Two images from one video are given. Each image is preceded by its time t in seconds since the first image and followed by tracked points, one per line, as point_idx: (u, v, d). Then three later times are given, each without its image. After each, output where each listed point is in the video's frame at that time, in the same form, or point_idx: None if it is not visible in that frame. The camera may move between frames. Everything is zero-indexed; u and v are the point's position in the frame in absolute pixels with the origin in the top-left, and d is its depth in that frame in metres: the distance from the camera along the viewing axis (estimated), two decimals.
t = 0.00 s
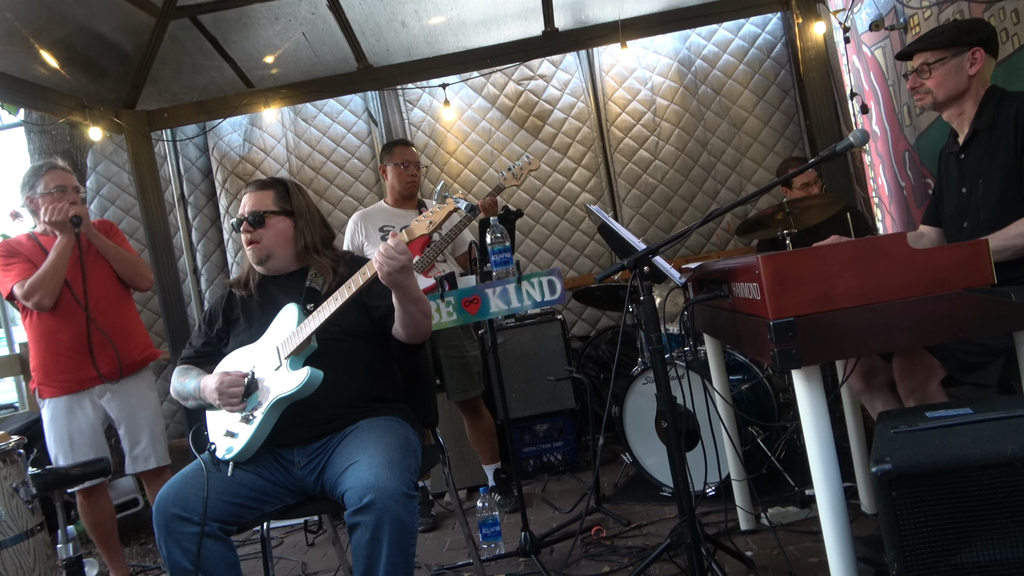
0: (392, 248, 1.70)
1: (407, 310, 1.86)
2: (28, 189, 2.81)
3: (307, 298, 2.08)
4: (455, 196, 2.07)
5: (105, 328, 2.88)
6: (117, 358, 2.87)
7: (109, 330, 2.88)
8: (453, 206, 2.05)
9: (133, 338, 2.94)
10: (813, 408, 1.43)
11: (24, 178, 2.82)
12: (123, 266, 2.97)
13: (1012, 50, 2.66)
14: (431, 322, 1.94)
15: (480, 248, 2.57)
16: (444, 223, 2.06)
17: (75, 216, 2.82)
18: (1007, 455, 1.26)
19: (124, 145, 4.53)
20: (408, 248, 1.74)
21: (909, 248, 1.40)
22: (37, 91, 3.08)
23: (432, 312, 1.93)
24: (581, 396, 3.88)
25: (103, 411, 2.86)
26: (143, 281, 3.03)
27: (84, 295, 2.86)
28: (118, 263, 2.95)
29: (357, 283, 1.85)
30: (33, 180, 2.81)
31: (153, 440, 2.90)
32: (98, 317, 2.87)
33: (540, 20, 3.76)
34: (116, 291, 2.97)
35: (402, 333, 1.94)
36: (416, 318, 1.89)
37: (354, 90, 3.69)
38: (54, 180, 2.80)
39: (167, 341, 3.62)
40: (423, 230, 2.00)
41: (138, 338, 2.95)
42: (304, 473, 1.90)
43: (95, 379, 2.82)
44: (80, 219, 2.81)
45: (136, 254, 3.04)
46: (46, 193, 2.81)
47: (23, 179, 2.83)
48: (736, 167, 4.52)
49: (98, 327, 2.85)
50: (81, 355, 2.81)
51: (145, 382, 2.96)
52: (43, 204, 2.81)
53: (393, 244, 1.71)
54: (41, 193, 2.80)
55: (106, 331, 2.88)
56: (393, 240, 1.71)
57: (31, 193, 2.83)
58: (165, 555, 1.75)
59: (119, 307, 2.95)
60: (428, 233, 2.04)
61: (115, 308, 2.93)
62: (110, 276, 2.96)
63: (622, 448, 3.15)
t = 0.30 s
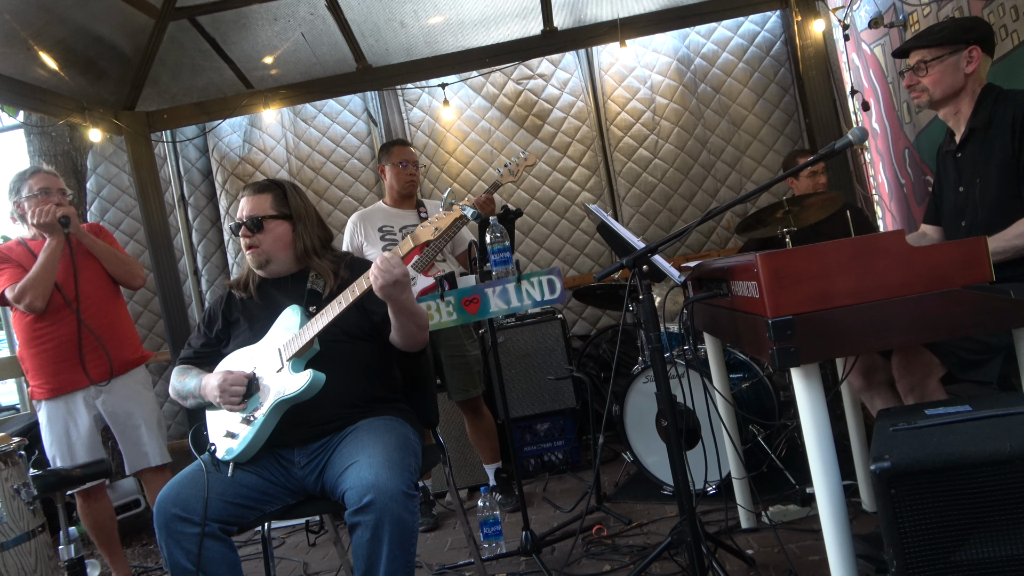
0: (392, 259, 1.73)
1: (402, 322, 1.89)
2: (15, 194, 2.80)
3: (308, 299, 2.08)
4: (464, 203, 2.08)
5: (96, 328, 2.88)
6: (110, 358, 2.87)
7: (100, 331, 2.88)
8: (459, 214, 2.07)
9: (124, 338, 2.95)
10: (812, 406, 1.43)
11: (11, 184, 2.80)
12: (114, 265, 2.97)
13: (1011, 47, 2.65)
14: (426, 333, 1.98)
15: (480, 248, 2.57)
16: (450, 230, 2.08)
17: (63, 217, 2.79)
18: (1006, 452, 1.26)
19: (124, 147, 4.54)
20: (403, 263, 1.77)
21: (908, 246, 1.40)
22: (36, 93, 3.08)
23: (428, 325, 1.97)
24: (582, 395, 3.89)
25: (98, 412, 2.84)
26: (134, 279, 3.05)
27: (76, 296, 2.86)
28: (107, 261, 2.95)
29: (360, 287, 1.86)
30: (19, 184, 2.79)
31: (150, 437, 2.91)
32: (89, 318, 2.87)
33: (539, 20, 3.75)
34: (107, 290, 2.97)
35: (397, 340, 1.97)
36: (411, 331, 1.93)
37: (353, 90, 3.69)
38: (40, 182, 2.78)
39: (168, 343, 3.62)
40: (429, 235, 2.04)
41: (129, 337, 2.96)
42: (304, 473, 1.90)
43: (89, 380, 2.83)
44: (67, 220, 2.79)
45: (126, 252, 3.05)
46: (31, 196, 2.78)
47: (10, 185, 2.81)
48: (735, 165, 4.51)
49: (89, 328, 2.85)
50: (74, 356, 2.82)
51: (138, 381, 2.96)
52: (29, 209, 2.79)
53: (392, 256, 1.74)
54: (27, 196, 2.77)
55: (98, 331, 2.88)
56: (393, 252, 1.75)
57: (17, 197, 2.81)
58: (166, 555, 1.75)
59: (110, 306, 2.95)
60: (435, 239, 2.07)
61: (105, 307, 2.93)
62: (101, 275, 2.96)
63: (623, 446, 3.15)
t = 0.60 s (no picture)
0: (385, 264, 1.73)
1: (398, 331, 1.91)
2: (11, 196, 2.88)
3: (311, 299, 2.08)
4: (467, 203, 2.06)
5: (88, 323, 2.87)
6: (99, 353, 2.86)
7: (91, 326, 2.88)
8: (462, 214, 2.04)
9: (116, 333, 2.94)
10: (814, 406, 1.43)
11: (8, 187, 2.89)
12: (107, 258, 2.96)
13: (1014, 48, 2.64)
14: (422, 342, 2.00)
15: (483, 248, 2.57)
16: (452, 229, 2.07)
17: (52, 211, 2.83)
18: (1008, 452, 1.26)
19: (128, 147, 4.55)
20: (398, 269, 1.77)
21: (912, 246, 1.40)
22: (39, 94, 3.09)
23: (425, 333, 1.98)
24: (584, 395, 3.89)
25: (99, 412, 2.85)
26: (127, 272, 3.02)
27: (67, 290, 2.87)
28: (101, 255, 2.94)
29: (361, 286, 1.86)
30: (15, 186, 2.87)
31: (151, 437, 2.92)
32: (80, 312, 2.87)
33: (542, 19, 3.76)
34: (100, 284, 2.97)
35: (395, 346, 1.99)
36: (408, 339, 1.95)
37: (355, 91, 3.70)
38: (31, 182, 2.84)
39: (172, 343, 3.63)
40: (431, 237, 2.04)
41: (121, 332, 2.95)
42: (307, 473, 1.91)
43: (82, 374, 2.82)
44: (56, 213, 2.85)
45: (120, 246, 3.04)
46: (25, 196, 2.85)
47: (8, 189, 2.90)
48: (738, 166, 4.51)
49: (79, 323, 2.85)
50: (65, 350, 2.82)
51: (138, 380, 2.96)
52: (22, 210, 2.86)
53: (383, 262, 1.74)
54: (20, 195, 2.84)
55: (89, 327, 2.88)
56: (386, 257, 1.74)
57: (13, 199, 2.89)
58: (170, 555, 1.76)
59: (103, 300, 2.95)
60: (437, 239, 2.07)
61: (98, 301, 2.93)
62: (95, 269, 2.96)
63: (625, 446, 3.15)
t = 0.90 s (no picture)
0: (387, 266, 1.73)
1: (400, 329, 1.92)
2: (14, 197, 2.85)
3: (313, 300, 2.09)
4: (467, 203, 2.06)
5: (85, 326, 2.87)
6: (95, 357, 2.86)
7: (88, 330, 2.87)
8: (463, 214, 2.06)
9: (113, 336, 2.92)
10: (816, 407, 1.43)
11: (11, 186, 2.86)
12: (105, 263, 2.95)
13: (1016, 48, 2.63)
14: (426, 340, 2.00)
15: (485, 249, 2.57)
16: (454, 229, 2.07)
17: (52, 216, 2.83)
18: (1011, 453, 1.26)
19: (130, 149, 4.56)
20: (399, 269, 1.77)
21: (914, 246, 1.40)
22: (41, 95, 3.09)
23: (429, 332, 1.98)
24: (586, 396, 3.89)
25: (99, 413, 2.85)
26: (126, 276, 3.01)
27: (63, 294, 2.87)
28: (99, 258, 2.94)
29: (362, 286, 1.86)
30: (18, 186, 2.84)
31: (151, 439, 2.91)
32: (77, 316, 2.87)
33: (543, 21, 3.74)
34: (99, 288, 2.97)
35: (397, 347, 1.99)
36: (410, 339, 1.95)
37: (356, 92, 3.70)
38: (36, 185, 2.82)
39: (174, 344, 3.63)
40: (432, 237, 2.04)
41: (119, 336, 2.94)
42: (310, 474, 1.91)
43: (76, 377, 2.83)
44: (56, 217, 2.86)
45: (120, 250, 3.03)
46: (29, 198, 2.84)
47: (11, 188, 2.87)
48: (740, 166, 4.51)
49: (76, 327, 2.85)
50: (60, 354, 2.82)
51: (138, 381, 2.95)
52: (26, 211, 2.84)
53: (386, 262, 1.74)
54: (22, 199, 2.83)
55: (84, 330, 2.87)
56: (387, 259, 1.74)
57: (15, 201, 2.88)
58: (173, 556, 1.76)
59: (100, 304, 2.94)
60: (439, 239, 2.06)
61: (97, 305, 2.93)
62: (94, 273, 2.97)
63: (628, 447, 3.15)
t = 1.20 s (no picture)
0: (390, 267, 1.73)
1: (404, 329, 1.91)
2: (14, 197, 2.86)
3: (317, 300, 2.09)
4: (469, 203, 2.06)
5: (89, 328, 2.88)
6: (100, 358, 2.86)
7: (92, 331, 2.88)
8: (466, 214, 2.04)
9: (117, 337, 2.93)
10: (820, 408, 1.43)
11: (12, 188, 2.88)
12: (109, 263, 2.96)
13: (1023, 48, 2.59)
14: (429, 341, 2.00)
15: (488, 250, 2.56)
16: (456, 229, 2.06)
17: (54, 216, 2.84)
18: (1016, 455, 1.26)
19: (135, 149, 4.57)
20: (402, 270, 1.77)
21: (917, 247, 1.40)
22: (46, 96, 3.11)
23: (432, 333, 1.98)
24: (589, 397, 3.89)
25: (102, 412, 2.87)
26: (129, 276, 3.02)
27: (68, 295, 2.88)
28: (102, 259, 2.94)
29: (366, 286, 1.87)
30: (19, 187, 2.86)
31: (154, 440, 2.92)
32: (82, 317, 2.88)
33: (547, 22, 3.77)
34: (102, 288, 2.97)
35: (401, 347, 1.99)
36: (414, 339, 1.95)
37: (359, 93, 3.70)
38: (36, 185, 2.84)
39: (178, 343, 3.64)
40: (435, 237, 2.03)
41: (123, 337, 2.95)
42: (313, 474, 1.91)
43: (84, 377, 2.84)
44: (59, 217, 2.86)
45: (122, 250, 3.04)
46: (29, 199, 2.85)
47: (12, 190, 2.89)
48: (744, 167, 4.51)
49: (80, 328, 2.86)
50: (67, 355, 2.83)
51: (143, 381, 2.97)
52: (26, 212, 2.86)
53: (389, 263, 1.74)
54: (24, 199, 2.85)
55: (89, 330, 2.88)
56: (390, 259, 1.75)
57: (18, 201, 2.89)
58: (176, 556, 1.77)
59: (105, 304, 2.95)
60: (442, 239, 2.06)
61: (101, 306, 2.94)
62: (97, 273, 2.98)
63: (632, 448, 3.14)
